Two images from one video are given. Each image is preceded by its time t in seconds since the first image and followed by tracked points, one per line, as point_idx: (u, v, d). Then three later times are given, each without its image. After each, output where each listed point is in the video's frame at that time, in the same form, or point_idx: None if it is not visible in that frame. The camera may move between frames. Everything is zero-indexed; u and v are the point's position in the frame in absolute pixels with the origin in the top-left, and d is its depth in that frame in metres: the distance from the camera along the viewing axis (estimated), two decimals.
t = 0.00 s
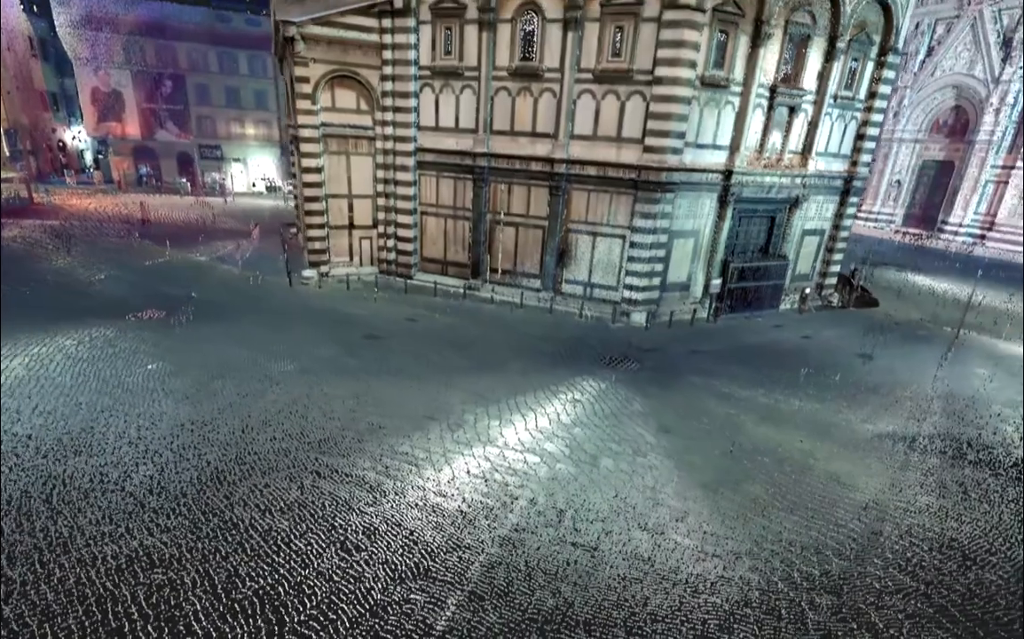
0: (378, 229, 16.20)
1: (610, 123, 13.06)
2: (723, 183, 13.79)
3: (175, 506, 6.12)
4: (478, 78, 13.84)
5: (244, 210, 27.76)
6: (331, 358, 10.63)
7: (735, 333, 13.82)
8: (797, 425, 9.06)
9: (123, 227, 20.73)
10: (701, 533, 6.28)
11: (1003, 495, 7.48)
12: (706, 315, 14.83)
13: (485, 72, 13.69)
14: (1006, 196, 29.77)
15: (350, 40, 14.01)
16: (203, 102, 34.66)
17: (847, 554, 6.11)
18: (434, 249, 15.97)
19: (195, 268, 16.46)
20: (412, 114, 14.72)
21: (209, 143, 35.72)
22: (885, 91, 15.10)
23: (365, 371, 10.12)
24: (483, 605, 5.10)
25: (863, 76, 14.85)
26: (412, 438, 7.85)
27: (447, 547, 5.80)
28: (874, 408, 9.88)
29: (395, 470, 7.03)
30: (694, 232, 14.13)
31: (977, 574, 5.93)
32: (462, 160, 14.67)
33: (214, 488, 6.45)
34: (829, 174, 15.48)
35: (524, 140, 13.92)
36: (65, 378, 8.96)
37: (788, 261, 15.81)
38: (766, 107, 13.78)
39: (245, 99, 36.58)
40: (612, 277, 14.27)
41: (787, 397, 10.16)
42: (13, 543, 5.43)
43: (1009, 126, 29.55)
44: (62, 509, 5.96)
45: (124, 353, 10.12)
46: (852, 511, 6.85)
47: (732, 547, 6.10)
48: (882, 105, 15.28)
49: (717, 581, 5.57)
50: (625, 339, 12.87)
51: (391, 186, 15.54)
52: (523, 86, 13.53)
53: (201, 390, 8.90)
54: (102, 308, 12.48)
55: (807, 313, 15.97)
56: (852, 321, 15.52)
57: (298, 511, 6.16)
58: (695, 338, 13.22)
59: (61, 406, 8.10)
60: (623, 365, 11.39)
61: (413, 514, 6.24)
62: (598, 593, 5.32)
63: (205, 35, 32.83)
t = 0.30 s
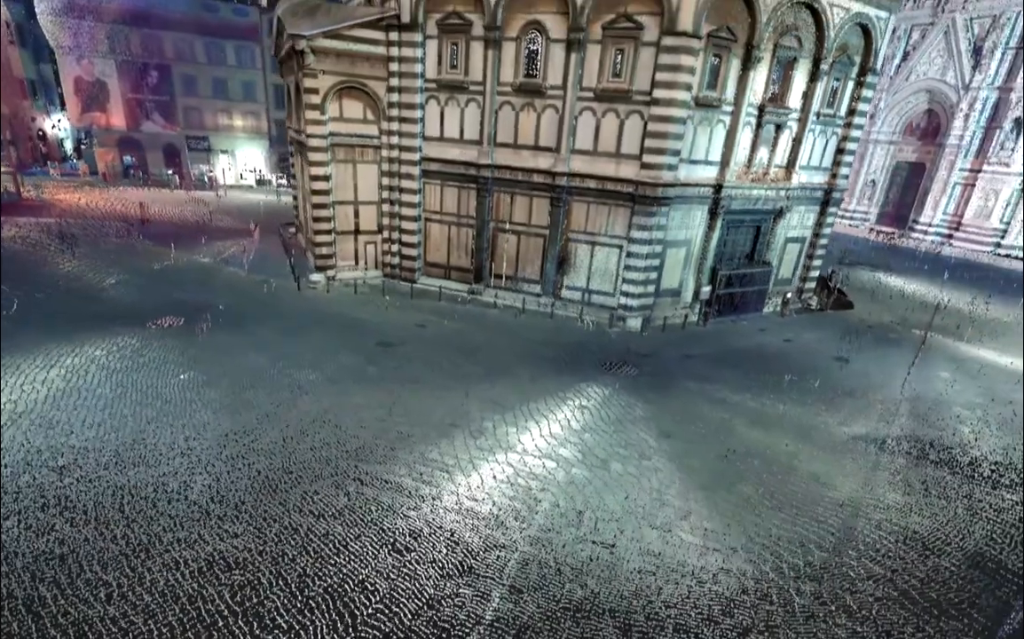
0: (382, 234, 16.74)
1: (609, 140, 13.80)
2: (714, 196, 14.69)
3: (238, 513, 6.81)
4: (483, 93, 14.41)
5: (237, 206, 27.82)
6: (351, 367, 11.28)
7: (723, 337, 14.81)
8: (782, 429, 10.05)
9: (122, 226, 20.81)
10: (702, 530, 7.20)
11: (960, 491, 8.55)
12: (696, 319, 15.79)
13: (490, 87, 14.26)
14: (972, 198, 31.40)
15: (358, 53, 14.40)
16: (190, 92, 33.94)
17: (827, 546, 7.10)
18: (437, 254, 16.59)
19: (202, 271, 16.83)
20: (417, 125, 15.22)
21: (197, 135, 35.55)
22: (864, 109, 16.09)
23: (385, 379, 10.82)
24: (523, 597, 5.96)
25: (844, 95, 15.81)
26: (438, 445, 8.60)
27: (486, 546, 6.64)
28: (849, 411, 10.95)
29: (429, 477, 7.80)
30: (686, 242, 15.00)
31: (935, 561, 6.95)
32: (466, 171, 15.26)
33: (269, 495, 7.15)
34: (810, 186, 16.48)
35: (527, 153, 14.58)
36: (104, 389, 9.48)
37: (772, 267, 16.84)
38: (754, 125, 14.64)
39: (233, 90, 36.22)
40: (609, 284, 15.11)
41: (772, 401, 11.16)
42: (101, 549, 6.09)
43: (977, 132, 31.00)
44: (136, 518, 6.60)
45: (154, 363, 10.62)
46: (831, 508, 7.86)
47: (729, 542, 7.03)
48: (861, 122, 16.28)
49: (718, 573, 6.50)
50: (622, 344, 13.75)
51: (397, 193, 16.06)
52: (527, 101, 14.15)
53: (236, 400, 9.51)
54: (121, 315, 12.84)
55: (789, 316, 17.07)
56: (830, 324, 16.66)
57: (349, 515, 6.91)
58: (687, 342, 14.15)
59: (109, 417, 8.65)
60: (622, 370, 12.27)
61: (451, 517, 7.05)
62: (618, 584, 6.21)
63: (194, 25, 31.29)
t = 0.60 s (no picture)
0: (387, 240, 17.37)
1: (607, 157, 14.61)
2: (704, 209, 15.64)
3: (289, 517, 7.59)
4: (488, 109, 15.07)
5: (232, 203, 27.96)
6: (369, 375, 12.02)
7: (711, 342, 15.86)
8: (767, 432, 11.12)
9: (123, 227, 21.05)
10: (699, 527, 8.18)
11: (920, 488, 9.69)
12: (686, 324, 16.83)
13: (494, 104, 14.93)
14: (942, 201, 32.87)
15: (367, 67, 14.94)
16: (179, 85, 33.73)
17: (806, 539, 8.16)
18: (441, 260, 17.29)
19: (211, 276, 17.32)
20: (423, 137, 15.83)
21: (185, 129, 35.50)
22: (843, 127, 17.16)
23: (402, 387, 11.58)
24: (549, 588, 6.89)
25: (825, 114, 16.85)
26: (460, 451, 9.47)
27: (513, 544, 7.55)
28: (826, 414, 12.08)
29: (455, 481, 8.69)
30: (678, 252, 15.96)
31: (897, 551, 8.05)
32: (470, 182, 15.95)
33: (315, 501, 7.94)
34: (792, 198, 17.55)
35: (529, 167, 15.32)
36: (143, 399, 10.09)
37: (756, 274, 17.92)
38: (742, 143, 15.57)
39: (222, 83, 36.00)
40: (605, 292, 16.02)
41: (757, 405, 12.24)
42: (174, 552, 6.82)
43: (948, 137, 32.41)
44: (199, 522, 7.33)
45: (183, 371, 11.24)
46: (809, 505, 8.94)
47: (722, 537, 8.03)
48: (840, 139, 17.35)
49: (713, 564, 7.50)
50: (619, 349, 14.68)
51: (402, 202, 16.69)
52: (530, 118, 14.86)
53: (267, 409, 10.22)
54: (142, 323, 13.36)
55: (771, 319, 18.22)
56: (809, 328, 17.84)
57: (389, 518, 7.76)
58: (678, 347, 15.15)
59: (153, 426, 9.29)
60: (620, 375, 13.21)
61: (480, 518, 7.94)
62: (630, 575, 7.18)
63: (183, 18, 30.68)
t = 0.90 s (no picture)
0: (391, 246, 17.98)
1: (605, 171, 15.38)
2: (695, 221, 16.50)
3: (325, 518, 8.33)
4: (491, 123, 15.70)
5: (229, 202, 28.19)
6: (382, 380, 12.72)
7: (701, 346, 16.81)
8: (753, 434, 12.09)
9: (126, 229, 21.33)
10: (693, 524, 9.08)
11: (890, 485, 10.70)
12: (677, 328, 17.76)
13: (498, 118, 15.56)
14: (918, 205, 34.18)
15: (375, 81, 15.46)
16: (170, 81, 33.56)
17: (787, 532, 9.12)
18: (443, 266, 17.95)
19: (219, 280, 17.76)
20: (428, 148, 16.41)
21: (179, 124, 35.28)
22: (826, 141, 18.08)
23: (415, 393, 12.31)
24: (562, 579, 7.75)
25: (810, 129, 17.75)
26: (474, 456, 10.28)
27: (528, 541, 8.39)
28: (807, 417, 13.09)
29: (472, 484, 9.50)
30: (670, 261, 16.83)
31: (867, 543, 9.05)
32: (473, 192, 16.60)
33: (346, 503, 8.69)
34: (777, 209, 18.49)
35: (530, 179, 16.01)
36: (173, 406, 10.69)
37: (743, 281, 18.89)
38: (732, 157, 16.42)
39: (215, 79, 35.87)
40: (602, 298, 16.84)
41: (744, 408, 13.20)
42: (226, 551, 7.54)
43: (926, 143, 33.64)
44: (243, 524, 8.04)
45: (208, 379, 11.84)
46: (791, 502, 9.92)
47: (714, 533, 8.95)
48: (824, 153, 18.28)
49: (707, 557, 8.41)
50: (614, 354, 15.54)
51: (406, 210, 17.29)
52: (532, 133, 15.54)
53: (292, 415, 10.89)
54: (160, 330, 13.88)
55: (757, 323, 19.24)
56: (792, 331, 18.88)
57: (415, 518, 8.56)
58: (670, 352, 16.06)
59: (186, 433, 9.90)
60: (617, 379, 14.08)
61: (497, 518, 8.77)
62: (634, 568, 8.06)
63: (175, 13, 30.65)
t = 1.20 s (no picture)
0: (396, 254, 18.73)
1: (602, 188, 16.32)
2: (685, 234, 17.54)
3: (358, 519, 9.24)
4: (494, 140, 16.50)
5: (226, 202, 28.53)
6: (395, 387, 13.59)
7: (689, 350, 17.95)
8: (737, 436, 13.24)
9: (131, 232, 21.71)
10: (685, 521, 10.17)
11: (858, 483, 11.93)
12: (667, 334, 18.88)
13: (501, 136, 16.35)
14: (894, 210, 35.71)
15: (383, 99, 16.15)
16: (164, 78, 33.90)
17: (767, 528, 10.25)
18: (446, 273, 18.77)
19: (229, 286, 18.36)
20: (433, 162, 17.14)
21: (173, 122, 35.16)
22: (808, 158, 19.20)
23: (427, 399, 13.20)
24: (570, 572, 8.79)
25: (792, 146, 18.85)
26: (486, 460, 11.25)
27: (539, 538, 9.42)
28: (786, 420, 14.28)
29: (487, 486, 10.49)
30: (661, 271, 17.87)
31: (837, 536, 10.25)
32: (475, 204, 17.41)
33: (375, 505, 9.60)
34: (761, 221, 19.63)
35: (531, 194, 16.87)
36: (204, 414, 11.46)
37: (729, 288, 20.05)
38: (720, 174, 17.45)
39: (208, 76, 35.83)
40: (597, 306, 17.84)
41: (729, 412, 14.36)
42: (273, 549, 8.42)
43: (901, 151, 35.12)
44: (285, 525, 8.91)
45: (232, 387, 12.59)
46: (771, 500, 11.08)
47: (703, 528, 10.07)
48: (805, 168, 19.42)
49: (697, 550, 9.51)
50: (609, 359, 16.58)
51: (411, 220, 18.05)
52: (533, 150, 16.38)
53: (315, 422, 11.72)
54: (180, 338, 14.55)
55: (741, 328, 20.44)
56: (774, 336, 20.12)
57: (438, 519, 9.52)
58: (661, 357, 17.14)
59: (221, 441, 10.69)
60: (613, 385, 15.12)
61: (511, 518, 9.77)
62: (635, 562, 9.12)
63: (169, 10, 32.04)
